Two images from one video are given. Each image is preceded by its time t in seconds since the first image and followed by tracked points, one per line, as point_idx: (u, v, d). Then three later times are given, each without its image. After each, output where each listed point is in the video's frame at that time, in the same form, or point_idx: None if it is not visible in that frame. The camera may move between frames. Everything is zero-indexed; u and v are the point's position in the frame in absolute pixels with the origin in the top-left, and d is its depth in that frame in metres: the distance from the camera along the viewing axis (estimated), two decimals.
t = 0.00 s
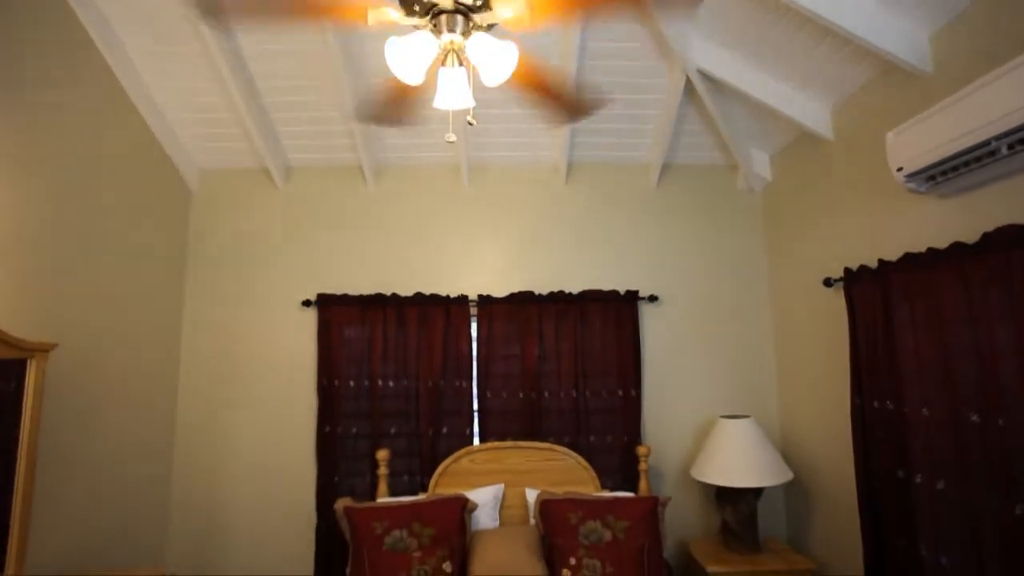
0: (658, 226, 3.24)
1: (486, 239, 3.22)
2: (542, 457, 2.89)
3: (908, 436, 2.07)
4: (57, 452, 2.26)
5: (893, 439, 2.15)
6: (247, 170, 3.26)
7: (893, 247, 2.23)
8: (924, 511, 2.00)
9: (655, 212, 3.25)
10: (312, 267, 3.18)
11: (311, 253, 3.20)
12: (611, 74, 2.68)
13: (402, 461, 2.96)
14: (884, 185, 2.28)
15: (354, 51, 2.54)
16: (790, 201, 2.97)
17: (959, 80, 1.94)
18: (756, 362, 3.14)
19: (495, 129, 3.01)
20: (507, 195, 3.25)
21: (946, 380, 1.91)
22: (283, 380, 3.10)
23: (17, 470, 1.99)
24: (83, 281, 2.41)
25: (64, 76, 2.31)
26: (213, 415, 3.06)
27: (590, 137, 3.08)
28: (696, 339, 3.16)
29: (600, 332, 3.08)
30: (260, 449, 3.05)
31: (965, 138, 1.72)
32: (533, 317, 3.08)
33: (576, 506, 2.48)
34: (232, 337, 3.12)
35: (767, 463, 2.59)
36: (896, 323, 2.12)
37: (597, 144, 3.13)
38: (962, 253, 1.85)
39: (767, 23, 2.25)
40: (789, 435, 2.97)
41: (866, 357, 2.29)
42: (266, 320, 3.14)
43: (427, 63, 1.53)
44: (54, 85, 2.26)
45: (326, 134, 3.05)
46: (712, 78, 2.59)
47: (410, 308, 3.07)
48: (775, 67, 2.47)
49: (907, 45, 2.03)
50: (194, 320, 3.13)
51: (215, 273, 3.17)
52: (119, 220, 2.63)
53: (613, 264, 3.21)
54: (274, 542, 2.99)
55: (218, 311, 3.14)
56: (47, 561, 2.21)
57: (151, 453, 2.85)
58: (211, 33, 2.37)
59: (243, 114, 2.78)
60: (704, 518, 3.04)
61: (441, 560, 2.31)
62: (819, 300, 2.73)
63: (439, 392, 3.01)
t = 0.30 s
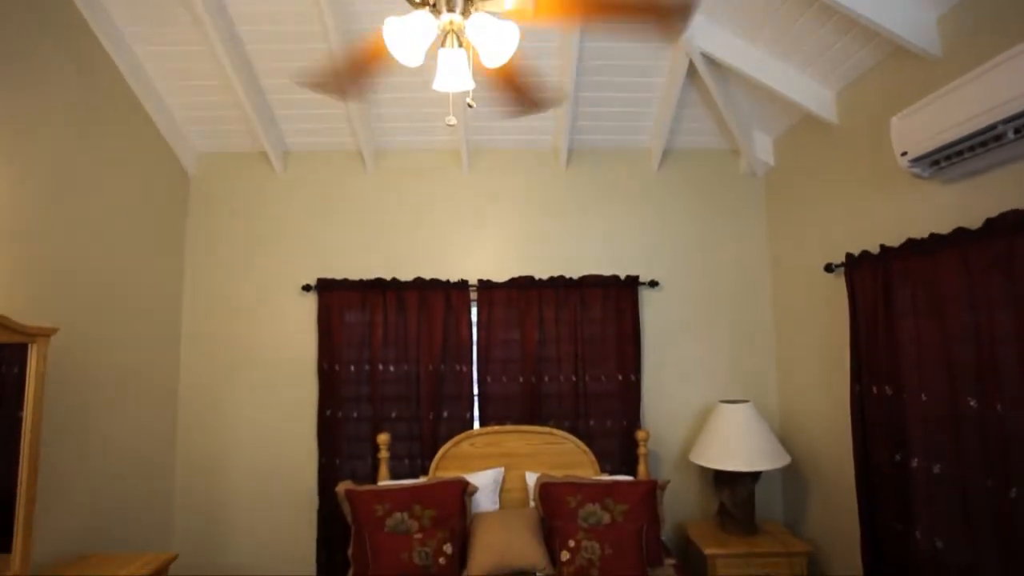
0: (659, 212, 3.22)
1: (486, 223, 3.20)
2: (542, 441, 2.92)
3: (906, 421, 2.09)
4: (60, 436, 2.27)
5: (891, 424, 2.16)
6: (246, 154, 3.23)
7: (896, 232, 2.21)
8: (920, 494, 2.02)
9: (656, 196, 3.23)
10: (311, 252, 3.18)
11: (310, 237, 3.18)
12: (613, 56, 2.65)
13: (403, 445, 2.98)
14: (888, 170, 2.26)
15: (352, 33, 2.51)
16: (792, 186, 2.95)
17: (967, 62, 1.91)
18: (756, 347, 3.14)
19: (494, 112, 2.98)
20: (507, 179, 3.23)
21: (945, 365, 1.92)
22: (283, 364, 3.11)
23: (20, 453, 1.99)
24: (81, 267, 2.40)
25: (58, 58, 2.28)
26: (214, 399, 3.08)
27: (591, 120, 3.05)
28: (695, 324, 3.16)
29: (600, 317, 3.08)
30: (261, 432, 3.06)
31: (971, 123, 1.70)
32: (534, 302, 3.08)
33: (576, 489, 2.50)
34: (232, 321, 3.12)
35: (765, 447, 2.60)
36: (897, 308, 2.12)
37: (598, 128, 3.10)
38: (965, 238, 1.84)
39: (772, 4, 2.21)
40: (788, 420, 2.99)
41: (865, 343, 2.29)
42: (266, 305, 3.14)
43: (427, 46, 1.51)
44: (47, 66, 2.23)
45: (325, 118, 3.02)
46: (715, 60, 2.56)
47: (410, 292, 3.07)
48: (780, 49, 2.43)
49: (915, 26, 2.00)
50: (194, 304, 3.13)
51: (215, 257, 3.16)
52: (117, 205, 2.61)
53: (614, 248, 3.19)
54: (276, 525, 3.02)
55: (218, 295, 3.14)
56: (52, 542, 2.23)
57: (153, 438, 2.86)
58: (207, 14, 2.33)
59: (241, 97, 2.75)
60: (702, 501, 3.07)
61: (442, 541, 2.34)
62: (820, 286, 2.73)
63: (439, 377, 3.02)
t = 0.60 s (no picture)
0: (661, 192, 3.20)
1: (487, 204, 3.18)
2: (542, 420, 2.94)
3: (904, 402, 2.09)
4: (65, 416, 2.29)
5: (889, 405, 2.17)
6: (244, 133, 3.20)
7: (900, 214, 2.20)
8: (917, 474, 2.03)
9: (658, 177, 3.20)
10: (311, 232, 3.16)
11: (310, 218, 3.16)
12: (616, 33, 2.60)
13: (404, 425, 3.01)
14: (894, 150, 2.23)
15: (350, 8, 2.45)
16: (797, 167, 2.92)
17: (978, 40, 1.87)
18: (757, 329, 3.15)
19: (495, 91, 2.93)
20: (508, 159, 3.20)
21: (945, 347, 1.92)
22: (284, 345, 3.12)
23: (26, 432, 2.02)
24: (81, 248, 2.39)
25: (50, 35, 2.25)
26: (216, 379, 3.09)
27: (593, 99, 3.01)
28: (696, 306, 3.16)
29: (600, 298, 3.08)
30: (263, 412, 3.09)
31: (980, 102, 1.67)
32: (534, 283, 3.07)
33: (575, 468, 2.53)
34: (233, 302, 3.12)
35: (763, 427, 2.63)
36: (899, 290, 2.11)
37: (601, 107, 3.06)
38: (970, 220, 1.82)
39: None
40: (787, 402, 3.00)
41: (866, 325, 2.29)
42: (266, 286, 3.14)
43: (427, 21, 1.48)
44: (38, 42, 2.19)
45: (324, 96, 2.97)
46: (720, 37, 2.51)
47: (411, 273, 3.06)
48: (787, 26, 2.38)
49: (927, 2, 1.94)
50: (195, 285, 3.13)
51: (215, 238, 3.15)
52: (115, 185, 2.60)
53: (615, 230, 3.18)
54: (279, 503, 3.06)
55: (218, 276, 3.13)
56: (59, 518, 2.26)
57: (157, 417, 2.88)
58: None
59: (238, 75, 2.71)
60: (700, 481, 3.11)
61: (443, 519, 2.37)
62: (822, 268, 2.71)
63: (440, 357, 3.03)
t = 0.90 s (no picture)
0: (664, 178, 3.17)
1: (488, 189, 3.16)
2: (542, 406, 2.96)
3: (904, 388, 2.10)
4: (68, 401, 2.31)
5: (889, 391, 2.17)
6: (243, 118, 3.17)
7: (903, 200, 2.18)
8: (914, 459, 2.05)
9: (661, 162, 3.18)
10: (311, 218, 3.15)
11: (310, 204, 3.15)
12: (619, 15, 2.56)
13: (405, 410, 3.02)
14: (899, 136, 2.21)
15: None
16: (800, 153, 2.89)
17: (987, 23, 1.84)
18: (758, 315, 3.14)
19: (496, 74, 2.90)
20: (509, 144, 3.17)
21: (946, 333, 1.92)
22: (285, 330, 3.12)
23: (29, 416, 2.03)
24: (80, 234, 2.39)
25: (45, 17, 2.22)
26: (218, 365, 3.10)
27: (595, 83, 2.97)
28: (697, 292, 3.15)
29: (601, 284, 3.07)
30: (265, 397, 3.10)
31: (989, 86, 1.65)
32: (536, 269, 3.06)
33: (575, 453, 2.55)
34: (234, 287, 3.12)
35: (763, 413, 2.64)
36: (902, 277, 2.11)
37: (603, 91, 3.02)
38: (974, 206, 1.80)
39: None
40: (787, 388, 3.01)
41: (867, 311, 2.28)
42: (267, 271, 3.13)
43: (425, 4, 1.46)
44: (32, 24, 2.17)
45: (323, 80, 2.94)
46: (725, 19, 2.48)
47: (412, 259, 3.05)
48: (793, 8, 2.35)
49: None
50: (195, 270, 3.13)
51: (215, 223, 3.14)
52: (113, 170, 2.58)
53: (617, 215, 3.16)
54: (282, 487, 3.09)
55: (218, 262, 3.13)
56: (65, 500, 2.29)
57: (160, 402, 2.90)
58: None
59: (235, 58, 2.68)
60: (699, 466, 3.13)
61: (444, 503, 2.39)
62: (825, 254, 2.70)
63: (441, 343, 3.03)
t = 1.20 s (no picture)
0: (668, 160, 3.14)
1: (490, 171, 3.14)
2: (544, 388, 2.97)
3: (905, 371, 2.10)
4: (73, 383, 2.32)
5: (890, 374, 2.18)
6: (243, 99, 3.14)
7: (910, 182, 2.16)
8: (914, 442, 2.06)
9: (664, 144, 3.14)
10: (313, 201, 3.13)
11: (311, 185, 3.13)
12: None
13: (407, 392, 3.04)
14: (907, 118, 2.17)
15: None
16: (807, 135, 2.85)
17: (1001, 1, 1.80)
18: (760, 298, 3.14)
19: (499, 54, 2.86)
20: (512, 126, 3.14)
21: (949, 317, 1.91)
22: (287, 313, 3.13)
23: (36, 396, 2.04)
24: (81, 216, 2.38)
25: None
26: (222, 347, 3.12)
27: (599, 63, 2.93)
28: (700, 274, 3.14)
29: (604, 267, 3.07)
30: (269, 379, 3.12)
31: (999, 66, 1.61)
32: (538, 251, 3.05)
33: (576, 435, 2.57)
34: (235, 270, 3.12)
35: (764, 395, 2.65)
36: (906, 259, 2.09)
37: (607, 71, 2.98)
38: (982, 189, 1.78)
39: None
40: (789, 371, 3.01)
41: (870, 295, 2.27)
42: (268, 254, 3.13)
43: None
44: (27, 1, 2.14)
45: (323, 60, 2.90)
46: None
47: (413, 241, 3.04)
48: None
49: None
50: (198, 253, 3.13)
51: (215, 205, 3.13)
52: (112, 152, 2.56)
53: (620, 198, 3.14)
54: (286, 468, 3.12)
55: (220, 244, 3.12)
56: (73, 479, 2.32)
57: (164, 384, 2.92)
58: None
59: (233, 37, 2.64)
60: (700, 448, 3.15)
61: (447, 484, 2.41)
62: (829, 237, 2.68)
63: (443, 326, 3.04)
